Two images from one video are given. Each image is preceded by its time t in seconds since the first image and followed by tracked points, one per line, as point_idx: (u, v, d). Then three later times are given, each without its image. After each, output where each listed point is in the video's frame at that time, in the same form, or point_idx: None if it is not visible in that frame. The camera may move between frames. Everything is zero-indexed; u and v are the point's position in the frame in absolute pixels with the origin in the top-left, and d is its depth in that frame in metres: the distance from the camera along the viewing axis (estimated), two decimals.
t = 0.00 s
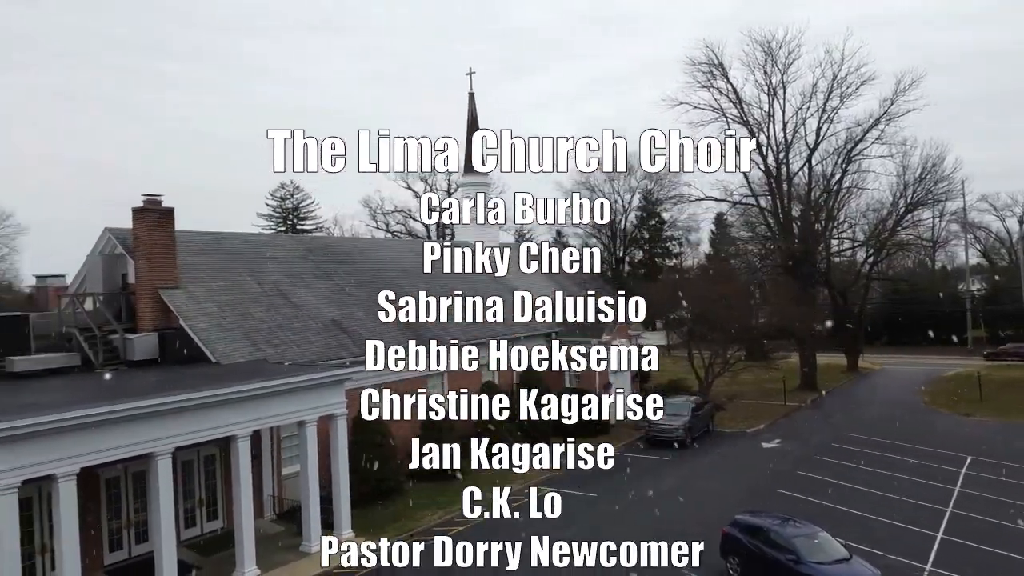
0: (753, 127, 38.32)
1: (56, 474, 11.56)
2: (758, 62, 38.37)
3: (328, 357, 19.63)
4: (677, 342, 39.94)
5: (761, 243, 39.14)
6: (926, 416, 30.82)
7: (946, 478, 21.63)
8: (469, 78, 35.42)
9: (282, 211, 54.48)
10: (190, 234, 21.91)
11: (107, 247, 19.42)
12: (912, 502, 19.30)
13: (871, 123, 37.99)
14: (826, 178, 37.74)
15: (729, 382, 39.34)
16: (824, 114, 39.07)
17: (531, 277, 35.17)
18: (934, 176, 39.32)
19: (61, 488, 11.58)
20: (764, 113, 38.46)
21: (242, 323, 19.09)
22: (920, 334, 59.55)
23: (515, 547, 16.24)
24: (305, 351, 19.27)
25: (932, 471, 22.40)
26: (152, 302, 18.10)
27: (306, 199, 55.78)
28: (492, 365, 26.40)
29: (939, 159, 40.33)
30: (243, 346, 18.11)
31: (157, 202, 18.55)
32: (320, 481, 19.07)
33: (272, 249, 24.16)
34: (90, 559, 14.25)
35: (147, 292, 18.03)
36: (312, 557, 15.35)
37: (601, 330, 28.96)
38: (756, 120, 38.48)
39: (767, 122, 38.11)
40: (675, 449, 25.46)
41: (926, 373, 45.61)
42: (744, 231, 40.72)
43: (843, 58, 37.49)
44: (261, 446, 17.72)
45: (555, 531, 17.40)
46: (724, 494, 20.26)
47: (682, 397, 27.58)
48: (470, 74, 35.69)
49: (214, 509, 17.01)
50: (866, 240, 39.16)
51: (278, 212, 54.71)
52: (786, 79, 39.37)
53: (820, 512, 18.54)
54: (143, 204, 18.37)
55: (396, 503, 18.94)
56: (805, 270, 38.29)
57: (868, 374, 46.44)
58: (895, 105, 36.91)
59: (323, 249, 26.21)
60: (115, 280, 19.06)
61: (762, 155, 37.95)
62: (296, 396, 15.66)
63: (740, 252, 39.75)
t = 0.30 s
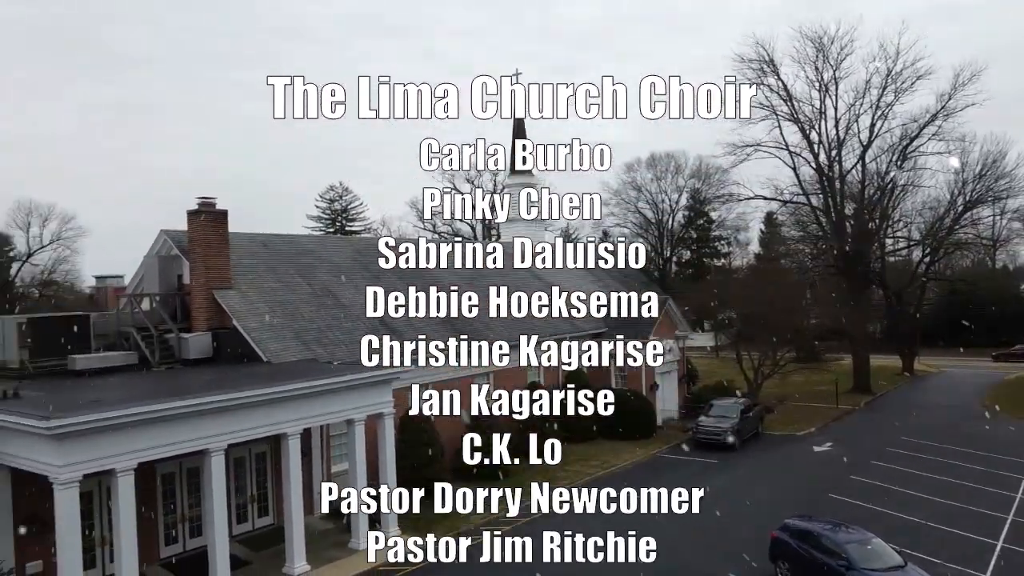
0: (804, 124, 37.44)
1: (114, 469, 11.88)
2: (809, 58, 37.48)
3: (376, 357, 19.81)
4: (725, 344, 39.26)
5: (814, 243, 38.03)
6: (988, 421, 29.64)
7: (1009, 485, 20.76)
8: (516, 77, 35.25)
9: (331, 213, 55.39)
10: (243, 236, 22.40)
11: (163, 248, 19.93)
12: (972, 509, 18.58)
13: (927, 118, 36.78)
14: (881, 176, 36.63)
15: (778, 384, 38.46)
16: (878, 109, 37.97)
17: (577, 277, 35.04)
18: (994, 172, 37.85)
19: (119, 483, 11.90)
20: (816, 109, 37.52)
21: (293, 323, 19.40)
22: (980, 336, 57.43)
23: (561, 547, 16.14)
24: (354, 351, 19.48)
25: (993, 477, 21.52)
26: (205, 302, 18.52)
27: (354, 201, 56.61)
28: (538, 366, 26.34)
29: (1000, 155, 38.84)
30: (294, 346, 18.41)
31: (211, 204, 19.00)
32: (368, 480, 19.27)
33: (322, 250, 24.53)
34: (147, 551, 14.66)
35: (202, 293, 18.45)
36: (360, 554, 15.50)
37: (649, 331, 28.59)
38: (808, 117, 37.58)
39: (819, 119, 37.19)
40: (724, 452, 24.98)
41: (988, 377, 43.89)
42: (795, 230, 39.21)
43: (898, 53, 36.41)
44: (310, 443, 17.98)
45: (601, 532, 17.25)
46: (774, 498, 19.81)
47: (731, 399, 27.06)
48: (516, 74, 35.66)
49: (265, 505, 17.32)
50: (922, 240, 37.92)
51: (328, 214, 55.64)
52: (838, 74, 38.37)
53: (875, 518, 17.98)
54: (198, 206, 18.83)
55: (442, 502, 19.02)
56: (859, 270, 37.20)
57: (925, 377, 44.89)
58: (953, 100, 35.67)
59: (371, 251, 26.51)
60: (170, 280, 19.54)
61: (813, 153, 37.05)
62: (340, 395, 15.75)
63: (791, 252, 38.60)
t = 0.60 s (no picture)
0: (833, 123, 36.94)
1: (145, 466, 12.07)
2: (838, 55, 36.97)
3: (402, 357, 19.88)
4: (752, 345, 38.88)
5: (843, 242, 37.41)
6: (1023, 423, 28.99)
7: None
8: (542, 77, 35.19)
9: (358, 213, 55.83)
10: (271, 237, 22.64)
11: (193, 249, 20.20)
12: (1005, 513, 18.18)
13: (960, 116, 36.07)
14: (911, 174, 36.01)
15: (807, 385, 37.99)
16: (908, 107, 37.31)
17: (602, 277, 34.94)
18: None
19: (150, 479, 12.09)
20: (845, 107, 37.01)
21: (319, 323, 19.55)
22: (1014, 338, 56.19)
23: (585, 548, 16.13)
24: (380, 351, 19.59)
25: None
26: (234, 301, 18.73)
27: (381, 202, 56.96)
28: (562, 366, 26.35)
29: None
30: (320, 346, 18.56)
31: (240, 205, 19.22)
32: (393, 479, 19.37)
33: (349, 251, 24.70)
34: (176, 547, 14.87)
35: (231, 293, 18.69)
36: (386, 552, 15.57)
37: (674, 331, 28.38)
38: (837, 115, 37.05)
39: (848, 116, 36.67)
40: (751, 454, 24.71)
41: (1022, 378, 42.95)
42: (823, 229, 38.58)
43: (929, 49, 35.74)
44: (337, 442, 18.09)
45: (625, 532, 17.17)
46: (801, 500, 19.55)
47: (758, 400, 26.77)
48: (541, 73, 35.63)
49: (291, 504, 17.48)
50: (954, 239, 37.23)
51: (355, 214, 56.10)
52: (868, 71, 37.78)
53: (904, 521, 17.66)
54: (227, 206, 19.07)
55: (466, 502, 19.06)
56: (890, 270, 36.57)
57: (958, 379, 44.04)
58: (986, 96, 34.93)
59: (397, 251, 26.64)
60: (200, 281, 19.80)
61: (842, 152, 36.54)
62: (363, 395, 15.79)
63: (819, 252, 38.07)
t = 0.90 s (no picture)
0: (844, 122, 36.74)
1: (155, 466, 12.13)
2: (849, 54, 36.77)
3: (411, 357, 19.91)
4: (762, 345, 38.74)
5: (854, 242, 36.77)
6: None
7: None
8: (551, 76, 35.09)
9: (367, 213, 55.95)
10: (280, 237, 22.72)
11: (203, 249, 20.30)
12: (1017, 514, 18.03)
13: (972, 114, 35.81)
14: (923, 173, 35.77)
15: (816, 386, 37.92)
16: (920, 106, 37.08)
17: (611, 277, 34.88)
18: None
19: (160, 479, 12.14)
20: (855, 106, 36.79)
21: (329, 323, 19.60)
22: None
23: (593, 548, 16.12)
24: (390, 351, 19.62)
25: None
26: (244, 302, 18.80)
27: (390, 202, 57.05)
28: (571, 365, 26.35)
29: None
30: (330, 346, 18.62)
31: (250, 206, 19.29)
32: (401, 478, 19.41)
33: (358, 251, 24.76)
34: (187, 546, 14.96)
35: (241, 293, 18.76)
36: (395, 552, 15.61)
37: (683, 331, 28.30)
38: (847, 114, 36.86)
39: (859, 116, 36.45)
40: (760, 454, 24.60)
41: None
42: (833, 229, 37.71)
43: (940, 47, 35.52)
44: (346, 441, 18.15)
45: (634, 533, 17.15)
46: (810, 501, 19.46)
47: (767, 401, 26.66)
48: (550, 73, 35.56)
49: (301, 503, 17.54)
50: (966, 238, 36.97)
51: (364, 214, 56.21)
52: (878, 69, 37.53)
53: (915, 522, 17.56)
54: (237, 207, 19.15)
55: (475, 501, 19.10)
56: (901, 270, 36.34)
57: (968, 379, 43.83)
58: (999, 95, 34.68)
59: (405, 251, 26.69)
60: (210, 281, 19.88)
61: (853, 151, 36.34)
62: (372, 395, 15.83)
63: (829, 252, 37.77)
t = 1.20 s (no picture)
0: (855, 121, 36.52)
1: (169, 464, 12.19)
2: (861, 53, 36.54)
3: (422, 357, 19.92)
4: (774, 346, 38.52)
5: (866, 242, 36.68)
6: None
7: None
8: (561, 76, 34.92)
9: (377, 213, 56.08)
10: (291, 237, 22.78)
11: (215, 249, 20.39)
12: None
13: (985, 113, 35.50)
14: (936, 172, 35.50)
15: (828, 386, 37.72)
16: (932, 104, 36.82)
17: (621, 276, 34.79)
18: None
19: (174, 477, 12.20)
20: (867, 105, 36.57)
21: (341, 323, 19.64)
22: None
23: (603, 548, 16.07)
24: (401, 351, 19.63)
25: None
26: (256, 302, 18.89)
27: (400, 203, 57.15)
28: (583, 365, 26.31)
29: None
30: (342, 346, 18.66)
31: (261, 207, 19.36)
32: (413, 478, 19.45)
33: (369, 251, 24.81)
34: (200, 545, 15.02)
35: (252, 293, 18.85)
36: (406, 551, 15.61)
37: (694, 331, 28.18)
38: (859, 113, 36.64)
39: (871, 115, 36.23)
40: (772, 455, 24.45)
41: None
42: (845, 229, 37.65)
43: (953, 45, 35.25)
44: (358, 441, 18.17)
45: (645, 534, 17.07)
46: (823, 502, 19.33)
47: (779, 401, 26.51)
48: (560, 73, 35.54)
49: (313, 502, 17.58)
50: (980, 237, 36.62)
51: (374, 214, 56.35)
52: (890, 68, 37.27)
53: (929, 524, 17.41)
54: (248, 208, 19.23)
55: (486, 503, 19.08)
56: (914, 269, 36.02)
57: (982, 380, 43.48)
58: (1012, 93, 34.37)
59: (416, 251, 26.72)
60: (222, 281, 19.97)
61: (865, 150, 36.11)
62: (383, 394, 15.84)
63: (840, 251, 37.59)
